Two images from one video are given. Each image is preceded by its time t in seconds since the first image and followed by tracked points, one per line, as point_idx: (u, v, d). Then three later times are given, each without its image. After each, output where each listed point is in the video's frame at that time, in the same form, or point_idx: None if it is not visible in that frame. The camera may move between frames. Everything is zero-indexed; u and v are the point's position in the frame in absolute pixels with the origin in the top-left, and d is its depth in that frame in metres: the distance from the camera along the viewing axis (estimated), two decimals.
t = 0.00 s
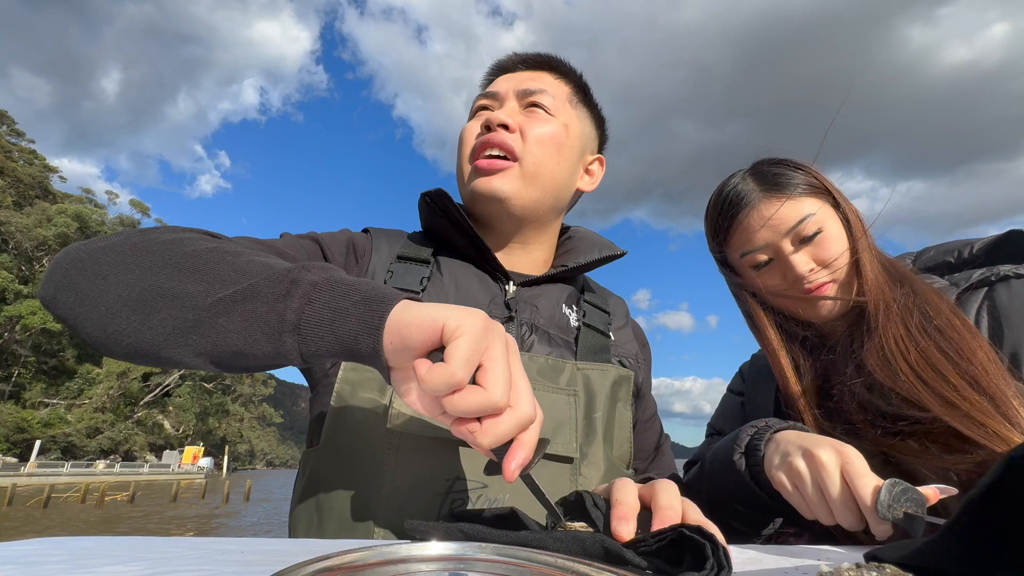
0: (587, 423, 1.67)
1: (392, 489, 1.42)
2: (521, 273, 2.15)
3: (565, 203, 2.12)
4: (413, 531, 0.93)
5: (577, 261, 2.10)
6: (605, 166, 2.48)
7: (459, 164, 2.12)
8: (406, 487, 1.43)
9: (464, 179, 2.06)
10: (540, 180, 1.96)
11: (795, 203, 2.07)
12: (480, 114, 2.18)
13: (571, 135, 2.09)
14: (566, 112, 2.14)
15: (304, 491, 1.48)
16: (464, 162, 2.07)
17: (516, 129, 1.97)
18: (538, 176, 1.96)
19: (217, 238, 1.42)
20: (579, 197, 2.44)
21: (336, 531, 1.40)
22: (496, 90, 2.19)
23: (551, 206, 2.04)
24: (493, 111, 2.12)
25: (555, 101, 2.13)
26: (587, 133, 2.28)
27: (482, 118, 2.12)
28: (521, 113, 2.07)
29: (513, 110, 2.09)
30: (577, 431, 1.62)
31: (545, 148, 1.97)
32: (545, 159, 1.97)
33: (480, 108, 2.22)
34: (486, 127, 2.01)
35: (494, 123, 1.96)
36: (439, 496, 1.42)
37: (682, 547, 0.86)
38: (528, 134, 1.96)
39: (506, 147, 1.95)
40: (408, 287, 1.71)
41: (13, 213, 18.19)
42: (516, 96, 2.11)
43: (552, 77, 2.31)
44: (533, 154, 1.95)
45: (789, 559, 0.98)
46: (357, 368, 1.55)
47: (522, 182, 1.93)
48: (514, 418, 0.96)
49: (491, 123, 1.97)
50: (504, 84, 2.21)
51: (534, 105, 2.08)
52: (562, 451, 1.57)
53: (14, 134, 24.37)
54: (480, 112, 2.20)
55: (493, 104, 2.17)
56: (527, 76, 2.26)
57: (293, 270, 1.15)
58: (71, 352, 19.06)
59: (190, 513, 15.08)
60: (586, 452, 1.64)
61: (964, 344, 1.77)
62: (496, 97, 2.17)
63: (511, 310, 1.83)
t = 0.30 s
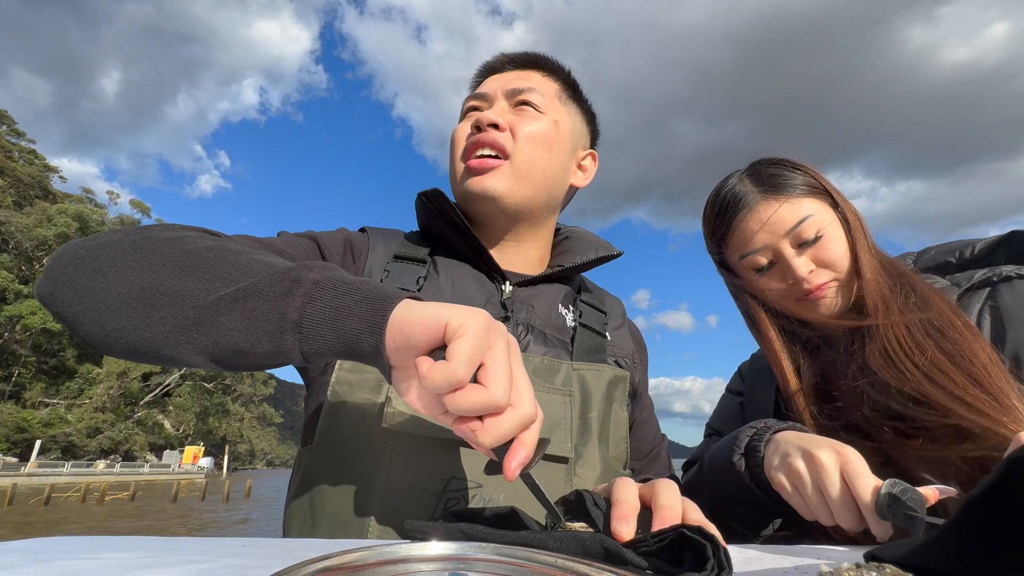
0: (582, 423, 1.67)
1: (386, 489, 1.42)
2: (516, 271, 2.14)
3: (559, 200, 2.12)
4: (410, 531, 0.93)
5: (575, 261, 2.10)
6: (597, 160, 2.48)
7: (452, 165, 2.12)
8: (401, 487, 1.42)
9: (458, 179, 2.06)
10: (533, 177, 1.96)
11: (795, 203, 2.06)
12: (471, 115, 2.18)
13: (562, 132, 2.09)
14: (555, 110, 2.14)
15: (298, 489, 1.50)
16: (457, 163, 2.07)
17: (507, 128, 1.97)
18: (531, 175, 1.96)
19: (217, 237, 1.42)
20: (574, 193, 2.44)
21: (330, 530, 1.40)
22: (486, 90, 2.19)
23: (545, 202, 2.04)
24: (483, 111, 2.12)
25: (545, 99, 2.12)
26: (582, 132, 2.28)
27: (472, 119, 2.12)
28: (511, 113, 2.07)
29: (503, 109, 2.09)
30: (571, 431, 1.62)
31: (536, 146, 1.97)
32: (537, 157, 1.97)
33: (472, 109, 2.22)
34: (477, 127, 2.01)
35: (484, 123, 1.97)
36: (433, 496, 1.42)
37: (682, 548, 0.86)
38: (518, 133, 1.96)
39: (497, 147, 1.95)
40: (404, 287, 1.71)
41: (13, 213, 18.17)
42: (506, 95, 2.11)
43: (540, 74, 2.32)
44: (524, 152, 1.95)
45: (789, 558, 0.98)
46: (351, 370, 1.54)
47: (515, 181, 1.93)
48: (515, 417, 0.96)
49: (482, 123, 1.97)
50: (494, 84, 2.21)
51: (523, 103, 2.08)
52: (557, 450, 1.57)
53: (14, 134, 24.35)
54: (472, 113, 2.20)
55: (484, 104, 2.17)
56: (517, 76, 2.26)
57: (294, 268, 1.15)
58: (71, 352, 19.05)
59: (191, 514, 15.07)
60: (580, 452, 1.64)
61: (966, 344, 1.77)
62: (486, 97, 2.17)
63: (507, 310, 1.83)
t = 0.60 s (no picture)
0: (578, 423, 1.67)
1: (383, 486, 1.42)
2: (516, 272, 2.14)
3: (559, 204, 2.12)
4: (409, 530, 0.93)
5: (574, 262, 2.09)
6: (599, 165, 2.48)
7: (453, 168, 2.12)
8: (397, 485, 1.42)
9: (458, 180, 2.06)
10: (533, 180, 1.96)
11: (798, 202, 2.06)
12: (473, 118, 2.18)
13: (563, 136, 2.09)
14: (556, 114, 2.14)
15: (298, 489, 1.50)
16: (459, 162, 2.07)
17: (508, 132, 1.97)
18: (531, 179, 1.96)
19: (221, 244, 1.42)
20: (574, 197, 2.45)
21: (328, 528, 1.40)
22: (488, 94, 2.19)
23: (544, 205, 2.04)
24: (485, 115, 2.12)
25: (546, 103, 2.12)
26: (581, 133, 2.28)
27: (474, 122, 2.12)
28: (512, 116, 2.07)
29: (506, 113, 2.09)
30: (567, 431, 1.62)
31: (537, 151, 1.97)
32: (538, 161, 1.97)
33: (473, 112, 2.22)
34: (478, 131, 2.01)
35: (485, 126, 1.96)
36: (429, 493, 1.42)
37: (685, 548, 0.86)
38: (519, 137, 1.96)
39: (498, 150, 1.95)
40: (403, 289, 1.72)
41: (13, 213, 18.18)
42: (507, 99, 2.11)
43: (543, 79, 2.32)
44: (524, 156, 1.95)
45: (790, 559, 0.98)
46: (351, 366, 1.54)
47: (514, 182, 1.92)
48: (514, 418, 0.96)
49: (483, 127, 1.97)
50: (495, 88, 2.22)
51: (524, 107, 2.08)
52: (553, 450, 1.57)
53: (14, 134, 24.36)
54: (473, 116, 2.20)
55: (485, 108, 2.17)
56: (518, 80, 2.27)
57: (298, 271, 1.15)
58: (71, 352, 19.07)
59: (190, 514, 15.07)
60: (575, 451, 1.64)
61: (966, 345, 1.78)
62: (488, 100, 2.17)
63: (505, 312, 1.83)
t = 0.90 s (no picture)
0: (577, 423, 1.67)
1: (383, 487, 1.42)
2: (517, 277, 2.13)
3: (560, 207, 2.12)
4: (411, 531, 0.93)
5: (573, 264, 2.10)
6: (598, 168, 2.49)
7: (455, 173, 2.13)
8: (397, 486, 1.42)
9: (461, 190, 2.07)
10: (535, 185, 1.96)
11: (794, 206, 2.06)
12: (474, 124, 2.19)
13: (563, 141, 2.09)
14: (557, 119, 2.14)
15: (300, 492, 1.49)
16: (459, 172, 2.08)
17: (509, 137, 1.97)
18: (532, 183, 1.96)
19: (225, 249, 1.42)
20: (575, 200, 2.45)
21: (329, 530, 1.41)
22: (489, 100, 2.20)
23: (546, 210, 2.04)
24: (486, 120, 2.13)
25: (546, 109, 2.13)
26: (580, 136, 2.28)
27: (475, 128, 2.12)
28: (513, 121, 2.07)
29: (506, 119, 2.10)
30: (566, 431, 1.63)
31: (537, 155, 1.97)
32: (538, 166, 1.97)
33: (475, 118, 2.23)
34: (479, 136, 2.01)
35: (487, 133, 1.96)
36: (429, 493, 1.42)
37: (684, 547, 0.87)
38: (520, 143, 1.96)
39: (499, 155, 1.95)
40: (403, 291, 1.72)
41: (13, 213, 18.19)
42: (508, 104, 2.12)
43: (543, 85, 2.33)
44: (527, 159, 1.95)
45: (789, 559, 0.99)
46: (353, 367, 1.54)
47: (517, 187, 1.93)
48: (508, 418, 0.96)
49: (484, 132, 1.97)
50: (497, 94, 2.22)
51: (525, 112, 2.08)
52: (552, 450, 1.58)
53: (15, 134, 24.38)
54: (475, 122, 2.21)
55: (487, 113, 2.18)
56: (519, 86, 2.27)
57: (296, 277, 1.15)
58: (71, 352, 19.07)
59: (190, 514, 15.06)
60: (573, 451, 1.64)
61: (968, 345, 1.78)
62: (489, 106, 2.18)
63: (505, 314, 1.83)
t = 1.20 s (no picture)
0: (573, 422, 1.67)
1: (381, 486, 1.42)
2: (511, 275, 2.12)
3: (553, 205, 2.12)
4: (411, 530, 0.93)
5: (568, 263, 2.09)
6: (591, 166, 2.48)
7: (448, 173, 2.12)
8: (395, 485, 1.42)
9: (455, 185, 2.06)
10: (528, 184, 1.97)
11: (788, 207, 2.06)
12: (465, 125, 2.19)
13: (555, 139, 2.09)
14: (547, 118, 2.14)
15: (299, 494, 1.49)
16: (454, 168, 2.07)
17: (500, 137, 1.97)
18: (525, 182, 1.96)
19: (223, 257, 1.43)
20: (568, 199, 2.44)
21: (328, 530, 1.41)
22: (480, 100, 2.20)
23: (540, 207, 2.04)
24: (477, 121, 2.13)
25: (536, 108, 2.13)
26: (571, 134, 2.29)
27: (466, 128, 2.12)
28: (504, 121, 2.07)
29: (497, 119, 2.09)
30: (563, 430, 1.63)
31: (529, 154, 1.97)
32: (531, 164, 1.97)
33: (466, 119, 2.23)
34: (471, 136, 2.01)
35: (479, 132, 1.97)
36: (426, 493, 1.42)
37: (685, 547, 0.86)
38: (511, 142, 1.96)
39: (492, 155, 1.95)
40: (399, 292, 1.72)
41: (13, 214, 18.20)
42: (499, 104, 2.12)
43: (533, 85, 2.33)
44: (519, 159, 1.95)
45: (790, 559, 0.99)
46: (351, 368, 1.53)
47: (511, 185, 1.93)
48: (507, 419, 0.96)
49: (477, 132, 1.97)
50: (487, 95, 2.22)
51: (515, 112, 2.09)
52: (549, 448, 1.58)
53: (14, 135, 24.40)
54: (466, 122, 2.21)
55: (478, 114, 2.18)
56: (509, 86, 2.27)
57: (293, 282, 1.15)
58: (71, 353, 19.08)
59: (190, 514, 15.06)
60: (570, 450, 1.64)
61: (963, 341, 1.78)
62: (480, 107, 2.18)
63: (500, 313, 1.83)
